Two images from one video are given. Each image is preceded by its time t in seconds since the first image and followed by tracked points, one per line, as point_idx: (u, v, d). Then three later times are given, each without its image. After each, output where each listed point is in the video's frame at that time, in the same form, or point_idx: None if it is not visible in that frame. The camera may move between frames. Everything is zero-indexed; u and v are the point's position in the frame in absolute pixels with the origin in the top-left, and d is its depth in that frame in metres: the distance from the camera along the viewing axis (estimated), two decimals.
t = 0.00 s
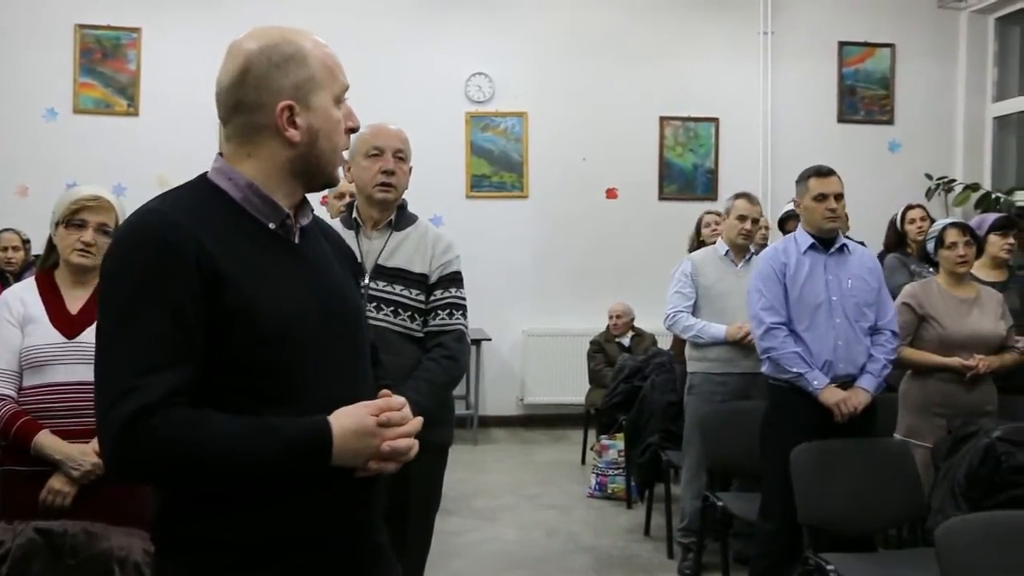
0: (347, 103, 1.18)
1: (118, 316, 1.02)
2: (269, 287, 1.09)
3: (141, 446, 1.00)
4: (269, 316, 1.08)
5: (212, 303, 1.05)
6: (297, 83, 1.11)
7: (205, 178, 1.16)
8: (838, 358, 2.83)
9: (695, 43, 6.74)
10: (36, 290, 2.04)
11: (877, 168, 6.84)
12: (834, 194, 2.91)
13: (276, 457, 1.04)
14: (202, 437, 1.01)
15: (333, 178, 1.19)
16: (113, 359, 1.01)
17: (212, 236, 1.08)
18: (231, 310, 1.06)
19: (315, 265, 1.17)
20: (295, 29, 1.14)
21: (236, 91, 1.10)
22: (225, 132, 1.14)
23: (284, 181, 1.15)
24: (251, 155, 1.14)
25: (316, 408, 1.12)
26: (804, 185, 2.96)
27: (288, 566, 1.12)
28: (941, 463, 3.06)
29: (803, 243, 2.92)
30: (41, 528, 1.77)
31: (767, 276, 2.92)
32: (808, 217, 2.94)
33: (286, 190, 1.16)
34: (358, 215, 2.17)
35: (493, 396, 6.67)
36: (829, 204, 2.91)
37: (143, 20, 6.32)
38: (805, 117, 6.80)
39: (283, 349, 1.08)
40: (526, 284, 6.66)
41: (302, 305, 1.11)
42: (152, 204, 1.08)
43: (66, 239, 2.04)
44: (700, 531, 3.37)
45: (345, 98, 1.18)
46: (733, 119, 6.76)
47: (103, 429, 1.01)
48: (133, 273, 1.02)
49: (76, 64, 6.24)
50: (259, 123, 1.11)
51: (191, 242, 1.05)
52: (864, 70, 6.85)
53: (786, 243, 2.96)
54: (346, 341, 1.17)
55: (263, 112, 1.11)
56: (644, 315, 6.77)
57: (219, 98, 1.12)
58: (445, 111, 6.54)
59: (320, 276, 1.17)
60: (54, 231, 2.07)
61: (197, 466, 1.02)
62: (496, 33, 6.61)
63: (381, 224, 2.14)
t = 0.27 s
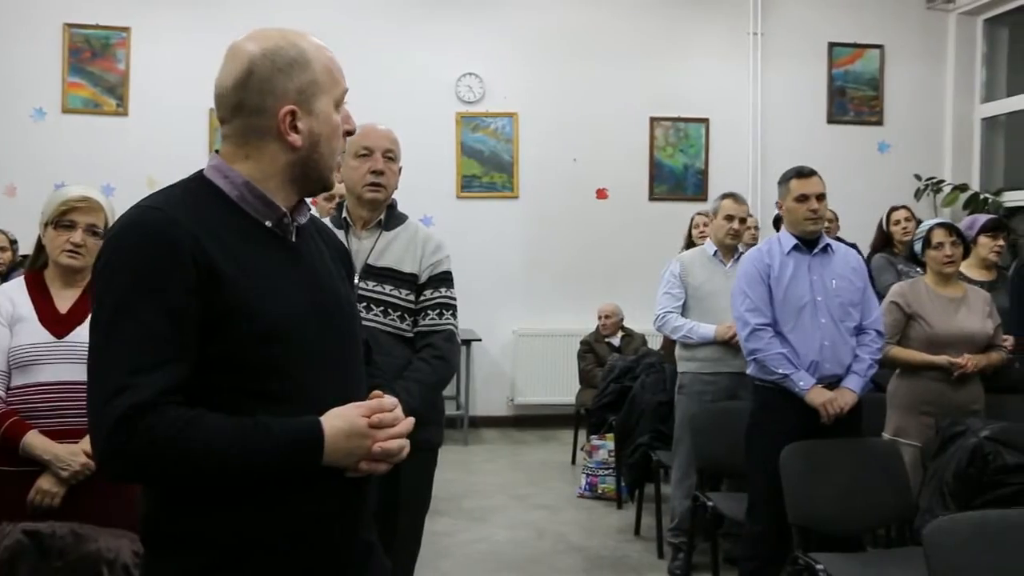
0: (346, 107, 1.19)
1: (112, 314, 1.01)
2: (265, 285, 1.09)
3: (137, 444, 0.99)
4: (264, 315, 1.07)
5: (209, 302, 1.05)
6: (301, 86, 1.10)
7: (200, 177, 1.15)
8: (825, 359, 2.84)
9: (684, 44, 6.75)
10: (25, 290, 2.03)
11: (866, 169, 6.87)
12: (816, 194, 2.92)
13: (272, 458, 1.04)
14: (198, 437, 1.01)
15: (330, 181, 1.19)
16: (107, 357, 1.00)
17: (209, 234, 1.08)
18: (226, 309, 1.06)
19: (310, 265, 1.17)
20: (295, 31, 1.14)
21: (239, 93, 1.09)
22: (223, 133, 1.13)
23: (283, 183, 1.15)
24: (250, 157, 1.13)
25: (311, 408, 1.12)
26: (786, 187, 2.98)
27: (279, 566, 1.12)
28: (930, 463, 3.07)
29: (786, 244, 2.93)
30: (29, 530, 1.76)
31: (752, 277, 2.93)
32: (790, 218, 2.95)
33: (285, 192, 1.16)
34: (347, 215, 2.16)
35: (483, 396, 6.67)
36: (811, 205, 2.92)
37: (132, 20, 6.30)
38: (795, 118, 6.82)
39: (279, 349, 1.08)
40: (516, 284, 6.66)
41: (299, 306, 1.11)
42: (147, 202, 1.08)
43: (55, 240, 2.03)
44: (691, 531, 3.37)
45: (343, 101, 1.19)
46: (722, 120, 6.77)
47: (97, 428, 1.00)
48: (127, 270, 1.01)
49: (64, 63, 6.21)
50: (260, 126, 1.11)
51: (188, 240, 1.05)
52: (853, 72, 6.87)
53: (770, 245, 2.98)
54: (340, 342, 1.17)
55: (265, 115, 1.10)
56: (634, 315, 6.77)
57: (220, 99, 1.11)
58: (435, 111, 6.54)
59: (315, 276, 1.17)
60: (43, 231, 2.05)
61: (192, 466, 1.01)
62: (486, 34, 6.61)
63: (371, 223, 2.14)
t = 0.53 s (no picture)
0: (324, 103, 1.19)
1: (108, 319, 1.00)
2: (259, 283, 1.09)
3: (138, 450, 0.98)
4: (260, 313, 1.07)
5: (204, 303, 1.05)
6: (279, 84, 1.10)
7: (182, 177, 1.14)
8: (809, 358, 2.85)
9: (671, 43, 6.76)
10: (10, 289, 2.01)
11: (853, 170, 6.90)
12: (799, 195, 2.94)
13: (273, 456, 1.04)
14: (199, 439, 1.01)
15: (311, 177, 1.19)
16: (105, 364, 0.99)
17: (201, 234, 1.07)
18: (222, 309, 1.05)
19: (300, 261, 1.17)
20: (271, 28, 1.13)
21: (217, 93, 1.09)
22: (202, 132, 1.13)
23: (266, 180, 1.14)
24: (230, 157, 1.12)
25: (306, 404, 1.12)
26: (769, 187, 2.99)
27: (278, 563, 1.12)
28: (915, 462, 3.08)
29: (770, 244, 2.94)
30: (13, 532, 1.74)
31: (736, 277, 2.94)
32: (774, 220, 2.96)
33: (268, 188, 1.16)
34: (335, 215, 2.15)
35: (471, 396, 6.67)
36: (794, 205, 2.94)
37: (118, 19, 6.27)
38: (781, 119, 6.84)
39: (275, 346, 1.08)
40: (504, 284, 6.66)
41: (293, 302, 1.11)
42: (135, 203, 1.07)
43: (41, 239, 2.02)
44: (678, 531, 3.38)
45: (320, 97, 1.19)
46: (710, 120, 6.79)
47: (98, 436, 0.99)
48: (122, 275, 1.00)
49: (49, 62, 6.17)
50: (240, 125, 1.10)
51: (182, 241, 1.04)
52: (840, 72, 6.89)
53: (753, 244, 2.98)
54: (331, 337, 1.17)
55: (245, 114, 1.10)
56: (622, 316, 6.78)
57: (197, 100, 1.10)
58: (423, 111, 6.53)
59: (306, 271, 1.17)
60: (30, 231, 2.05)
61: (195, 468, 1.01)
62: (474, 34, 6.61)
63: (359, 223, 2.13)
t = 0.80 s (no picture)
0: (305, 102, 1.18)
1: (93, 324, 0.99)
2: (246, 284, 1.08)
3: (128, 453, 0.98)
4: (247, 314, 1.07)
5: (190, 305, 1.04)
6: (260, 82, 1.10)
7: (162, 177, 1.13)
8: (793, 358, 2.86)
9: (656, 44, 6.77)
10: None
11: (837, 171, 6.93)
12: (781, 194, 2.96)
13: (262, 457, 1.04)
14: (189, 442, 1.00)
15: (294, 176, 1.18)
16: (90, 368, 0.98)
17: (186, 235, 1.06)
18: (208, 311, 1.05)
19: (284, 261, 1.17)
20: (251, 26, 1.13)
21: (196, 91, 1.08)
22: (182, 132, 1.12)
23: (248, 179, 1.14)
24: (212, 156, 1.12)
25: (293, 406, 1.12)
26: (752, 187, 3.02)
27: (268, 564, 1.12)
28: (898, 461, 3.10)
29: (755, 243, 2.95)
30: None
31: (721, 276, 2.95)
32: (756, 218, 2.99)
33: (250, 187, 1.15)
34: (321, 216, 2.15)
35: (456, 397, 6.66)
36: (775, 205, 2.96)
37: (101, 17, 6.23)
38: (766, 120, 6.87)
39: (262, 347, 1.08)
40: (490, 284, 6.66)
41: (280, 303, 1.11)
42: (117, 205, 1.06)
43: (23, 239, 2.01)
44: (663, 531, 3.38)
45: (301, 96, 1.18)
46: (695, 121, 6.80)
47: (86, 442, 0.98)
48: (108, 278, 0.99)
49: (32, 61, 6.13)
50: (220, 124, 1.09)
51: (167, 244, 1.03)
52: (824, 73, 6.92)
53: (739, 244, 3.00)
54: (317, 337, 1.17)
55: (225, 113, 1.09)
56: (607, 316, 6.79)
57: (176, 99, 1.09)
58: (408, 111, 6.52)
59: (291, 271, 1.16)
60: (12, 231, 2.03)
61: (185, 472, 1.00)
62: (459, 34, 6.60)
63: (345, 224, 2.13)
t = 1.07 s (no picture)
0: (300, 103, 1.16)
1: (61, 322, 0.97)
2: (222, 286, 1.06)
3: (88, 454, 0.96)
4: (221, 317, 1.04)
5: (166, 305, 1.02)
6: (250, 81, 1.08)
7: (152, 176, 1.12)
8: (782, 359, 2.85)
9: (644, 43, 6.76)
10: None
11: (826, 171, 6.93)
12: (761, 194, 2.93)
13: (232, 463, 1.01)
14: (157, 443, 0.98)
15: (288, 178, 1.16)
16: (58, 367, 0.97)
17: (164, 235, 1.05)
18: (181, 312, 1.02)
19: (272, 262, 1.14)
20: (245, 25, 1.11)
21: (186, 90, 1.06)
22: (174, 131, 1.10)
23: (238, 180, 1.12)
24: (201, 155, 1.10)
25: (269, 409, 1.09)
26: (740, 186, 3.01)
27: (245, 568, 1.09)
28: (888, 462, 3.09)
29: (748, 243, 2.93)
30: None
31: (712, 276, 2.93)
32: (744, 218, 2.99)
33: (240, 187, 1.13)
34: (309, 216, 2.13)
35: (445, 397, 6.64)
36: (756, 204, 2.94)
37: (87, 16, 6.19)
38: (756, 120, 6.86)
39: (238, 348, 1.06)
40: (479, 284, 6.64)
41: (258, 304, 1.08)
42: (97, 203, 1.04)
43: (7, 239, 1.99)
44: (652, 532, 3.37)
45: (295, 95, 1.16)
46: (684, 121, 6.79)
47: (49, 441, 0.96)
48: (77, 277, 0.98)
49: (17, 59, 6.08)
50: (210, 123, 1.08)
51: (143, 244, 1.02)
52: (814, 73, 6.92)
53: (731, 244, 2.98)
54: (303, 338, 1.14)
55: (213, 112, 1.07)
56: (596, 316, 6.78)
57: (167, 97, 1.07)
58: (397, 110, 6.49)
59: (278, 272, 1.14)
60: None
61: (153, 475, 0.98)
62: (448, 33, 6.58)
63: (332, 224, 2.11)
